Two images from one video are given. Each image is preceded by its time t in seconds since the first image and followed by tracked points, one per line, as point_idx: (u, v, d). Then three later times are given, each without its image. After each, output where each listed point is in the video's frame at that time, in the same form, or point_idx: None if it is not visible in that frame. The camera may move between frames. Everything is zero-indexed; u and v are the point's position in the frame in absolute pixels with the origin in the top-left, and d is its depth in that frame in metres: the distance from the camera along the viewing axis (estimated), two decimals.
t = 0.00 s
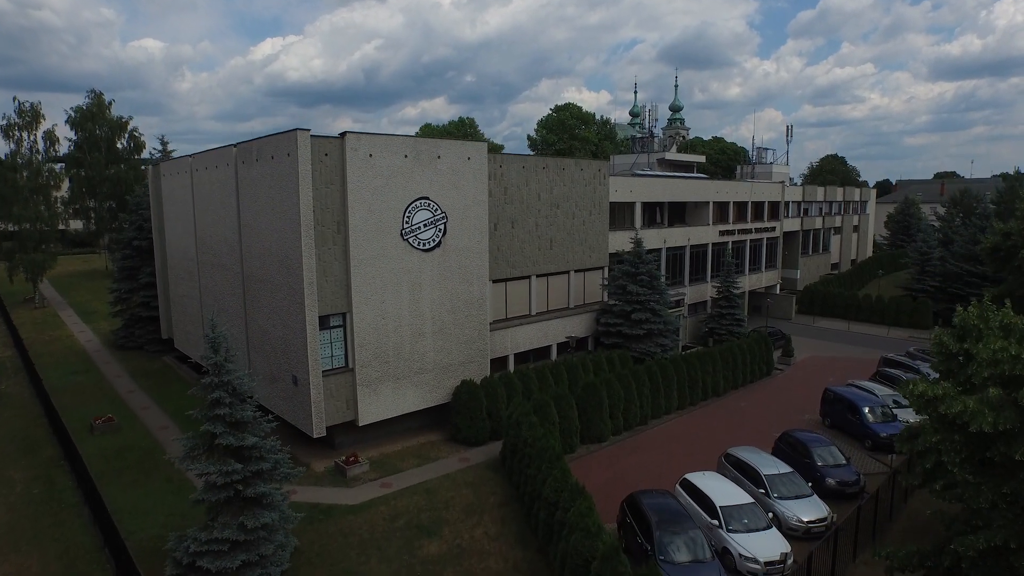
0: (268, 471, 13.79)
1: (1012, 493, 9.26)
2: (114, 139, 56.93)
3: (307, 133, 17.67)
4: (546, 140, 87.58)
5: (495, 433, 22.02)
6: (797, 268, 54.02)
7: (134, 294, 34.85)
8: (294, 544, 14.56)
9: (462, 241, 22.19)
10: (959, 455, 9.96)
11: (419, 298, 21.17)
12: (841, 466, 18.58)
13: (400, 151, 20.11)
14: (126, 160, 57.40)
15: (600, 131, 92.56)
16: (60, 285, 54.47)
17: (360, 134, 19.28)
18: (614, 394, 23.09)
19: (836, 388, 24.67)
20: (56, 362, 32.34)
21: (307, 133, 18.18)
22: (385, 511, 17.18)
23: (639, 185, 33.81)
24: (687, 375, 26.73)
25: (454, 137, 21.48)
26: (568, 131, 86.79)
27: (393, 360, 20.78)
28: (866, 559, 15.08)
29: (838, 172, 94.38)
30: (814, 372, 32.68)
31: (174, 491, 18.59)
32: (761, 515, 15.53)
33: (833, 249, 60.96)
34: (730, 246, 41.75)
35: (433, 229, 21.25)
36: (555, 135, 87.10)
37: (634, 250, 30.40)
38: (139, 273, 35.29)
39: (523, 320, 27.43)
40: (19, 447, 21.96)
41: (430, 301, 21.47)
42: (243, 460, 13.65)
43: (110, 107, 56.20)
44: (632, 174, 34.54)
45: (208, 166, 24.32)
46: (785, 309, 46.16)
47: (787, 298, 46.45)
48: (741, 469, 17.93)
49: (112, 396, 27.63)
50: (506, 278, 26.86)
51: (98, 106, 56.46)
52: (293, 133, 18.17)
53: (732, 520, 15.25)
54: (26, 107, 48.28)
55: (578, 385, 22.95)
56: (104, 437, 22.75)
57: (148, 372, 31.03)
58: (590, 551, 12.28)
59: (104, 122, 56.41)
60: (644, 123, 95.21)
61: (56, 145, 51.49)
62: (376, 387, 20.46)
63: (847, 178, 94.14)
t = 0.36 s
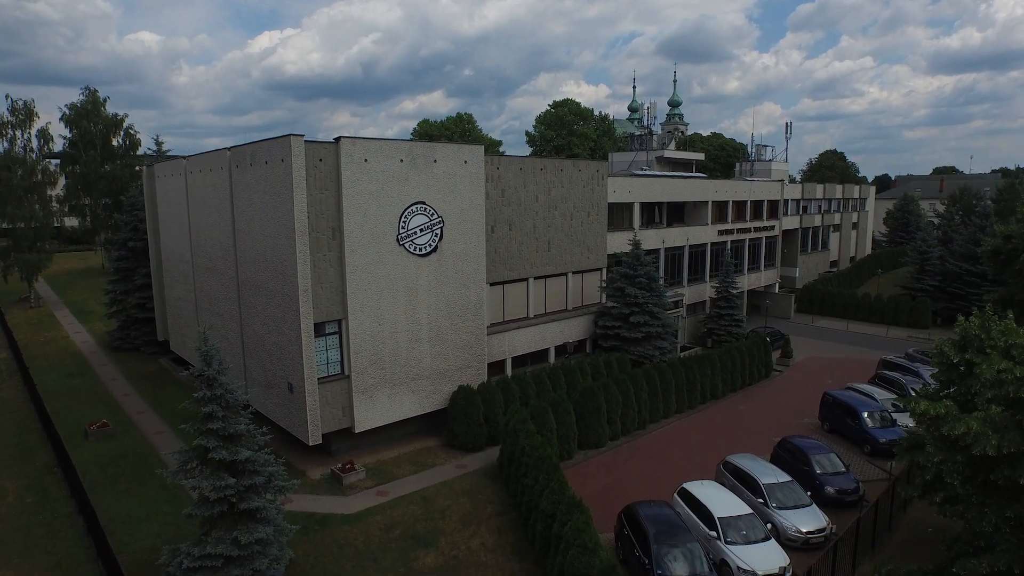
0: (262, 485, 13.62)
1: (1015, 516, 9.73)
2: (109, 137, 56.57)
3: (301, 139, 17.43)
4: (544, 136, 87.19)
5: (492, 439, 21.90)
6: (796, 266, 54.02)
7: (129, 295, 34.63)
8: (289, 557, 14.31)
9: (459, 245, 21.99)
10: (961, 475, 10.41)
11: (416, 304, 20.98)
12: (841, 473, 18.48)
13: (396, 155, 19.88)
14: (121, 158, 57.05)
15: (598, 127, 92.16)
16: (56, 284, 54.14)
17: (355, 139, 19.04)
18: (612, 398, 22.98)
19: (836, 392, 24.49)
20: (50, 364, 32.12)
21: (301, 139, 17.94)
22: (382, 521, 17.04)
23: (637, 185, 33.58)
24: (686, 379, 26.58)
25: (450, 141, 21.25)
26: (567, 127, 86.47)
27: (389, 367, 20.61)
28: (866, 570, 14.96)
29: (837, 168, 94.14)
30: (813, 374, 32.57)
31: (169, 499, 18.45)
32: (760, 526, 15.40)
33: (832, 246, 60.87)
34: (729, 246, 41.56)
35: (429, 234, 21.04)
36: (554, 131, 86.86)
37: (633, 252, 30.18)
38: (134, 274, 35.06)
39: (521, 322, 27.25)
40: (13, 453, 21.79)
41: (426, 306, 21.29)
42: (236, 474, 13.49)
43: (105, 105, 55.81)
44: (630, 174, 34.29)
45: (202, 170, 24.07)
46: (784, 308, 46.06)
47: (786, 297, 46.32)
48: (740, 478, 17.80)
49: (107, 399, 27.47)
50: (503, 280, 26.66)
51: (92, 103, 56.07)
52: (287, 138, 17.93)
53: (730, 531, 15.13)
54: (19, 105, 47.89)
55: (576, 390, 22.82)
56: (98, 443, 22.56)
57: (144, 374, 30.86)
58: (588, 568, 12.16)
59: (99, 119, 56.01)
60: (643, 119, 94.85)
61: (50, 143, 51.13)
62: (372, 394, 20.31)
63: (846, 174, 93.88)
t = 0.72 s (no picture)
0: (256, 501, 13.48)
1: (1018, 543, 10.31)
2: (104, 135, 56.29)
3: (295, 146, 17.22)
4: (543, 133, 86.93)
5: (490, 446, 21.80)
6: (795, 264, 53.94)
7: (125, 297, 34.43)
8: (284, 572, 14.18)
9: (456, 250, 21.80)
10: (964, 498, 11.20)
11: (412, 311, 20.81)
12: (840, 482, 18.38)
13: (392, 161, 19.66)
14: (117, 156, 56.82)
15: (597, 123, 91.86)
16: (52, 284, 53.94)
17: (350, 145, 18.82)
18: (610, 405, 22.87)
19: (835, 397, 24.37)
20: (45, 368, 31.96)
21: (295, 146, 17.72)
22: (378, 532, 16.92)
23: (636, 187, 33.38)
24: (684, 383, 26.45)
25: (447, 145, 21.03)
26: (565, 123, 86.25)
27: (386, 374, 20.45)
28: None
29: (836, 164, 93.86)
30: (812, 376, 32.44)
31: (165, 509, 18.33)
32: (759, 539, 15.28)
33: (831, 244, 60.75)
34: (728, 246, 41.39)
35: (426, 240, 20.85)
36: (552, 127, 86.65)
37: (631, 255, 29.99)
38: (129, 276, 34.84)
39: (518, 326, 27.10)
40: (7, 461, 21.64)
41: (423, 313, 21.12)
42: (231, 490, 13.34)
43: (100, 103, 55.49)
44: (629, 175, 34.09)
45: (196, 173, 23.83)
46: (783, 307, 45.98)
47: (785, 296, 46.20)
48: (739, 487, 17.69)
49: (102, 404, 27.30)
50: (501, 284, 26.49)
51: (87, 101, 55.76)
52: (281, 145, 17.71)
53: (729, 544, 15.02)
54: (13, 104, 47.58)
55: (574, 396, 22.68)
56: (94, 450, 22.41)
57: (140, 378, 30.70)
58: None
59: (94, 118, 55.72)
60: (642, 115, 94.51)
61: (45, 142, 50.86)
62: (368, 402, 20.15)
63: (846, 170, 93.59)
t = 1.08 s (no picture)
0: (251, 516, 13.35)
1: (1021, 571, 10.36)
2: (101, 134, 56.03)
3: (289, 154, 17.02)
4: (542, 130, 86.67)
5: (488, 452, 21.70)
6: (794, 263, 53.81)
7: (121, 299, 34.26)
8: None
9: (453, 256, 21.64)
10: (967, 522, 11.30)
11: (409, 318, 20.65)
12: (840, 491, 18.28)
13: (388, 167, 19.47)
14: (113, 154, 56.49)
15: (596, 120, 91.58)
16: (49, 283, 53.81)
17: (345, 152, 18.61)
18: (608, 411, 22.75)
19: (835, 402, 24.25)
20: (41, 371, 31.83)
21: (290, 152, 17.50)
22: (375, 543, 16.81)
23: (635, 188, 33.12)
24: (683, 388, 26.33)
25: (444, 150, 20.83)
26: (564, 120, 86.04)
27: (382, 382, 20.31)
28: None
29: (836, 161, 93.62)
30: (811, 378, 32.34)
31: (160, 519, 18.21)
32: (758, 551, 15.18)
33: (831, 242, 60.61)
34: (727, 246, 41.19)
35: (423, 246, 20.67)
36: (552, 123, 86.48)
37: (630, 257, 29.78)
38: (125, 277, 34.65)
39: (516, 330, 26.95)
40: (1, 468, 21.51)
41: (420, 319, 20.97)
42: (226, 505, 13.21)
43: (95, 101, 55.19)
44: (628, 176, 33.85)
45: (191, 177, 23.62)
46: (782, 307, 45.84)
47: (784, 296, 46.05)
48: (738, 496, 17.61)
49: (98, 408, 27.18)
50: (499, 288, 26.31)
51: (83, 99, 55.47)
52: (275, 151, 17.51)
53: (727, 557, 14.92)
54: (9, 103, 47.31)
55: (572, 402, 22.54)
56: (89, 457, 22.30)
57: (136, 381, 30.56)
58: None
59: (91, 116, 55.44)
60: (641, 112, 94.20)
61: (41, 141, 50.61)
62: (366, 410, 20.04)
63: (846, 167, 93.39)
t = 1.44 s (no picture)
0: (246, 534, 13.21)
1: None
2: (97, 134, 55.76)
3: (283, 164, 16.84)
4: (540, 128, 86.48)
5: (486, 461, 21.59)
6: (793, 263, 53.69)
7: (117, 303, 34.07)
8: None
9: (451, 264, 21.47)
10: (970, 548, 11.32)
11: (406, 326, 20.49)
12: (839, 502, 18.18)
13: (384, 175, 19.28)
14: (109, 154, 56.19)
15: (595, 118, 91.36)
16: (46, 284, 53.58)
17: (340, 160, 18.41)
18: (607, 418, 22.63)
19: (835, 409, 24.13)
20: (37, 376, 31.69)
21: (284, 162, 17.31)
22: (372, 556, 16.70)
23: (633, 191, 32.91)
24: (681, 394, 26.21)
25: (440, 157, 20.64)
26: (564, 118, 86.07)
27: (379, 392, 20.18)
28: None
29: (835, 159, 93.32)
30: (811, 382, 32.23)
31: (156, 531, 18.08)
32: (756, 565, 15.07)
33: (830, 242, 60.48)
34: (726, 247, 41.02)
35: (419, 254, 20.50)
36: (550, 122, 86.37)
37: (628, 262, 29.60)
38: (121, 281, 34.46)
39: (514, 336, 26.81)
40: None
41: (417, 327, 20.81)
42: (220, 523, 13.07)
43: (91, 101, 54.89)
44: (626, 179, 33.62)
45: (186, 183, 23.43)
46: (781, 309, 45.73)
47: (784, 297, 45.93)
48: (736, 507, 17.53)
49: (93, 415, 27.03)
50: (497, 294, 26.15)
51: (78, 100, 55.17)
52: (269, 161, 17.31)
53: (726, 571, 14.82)
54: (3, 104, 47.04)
55: (571, 410, 22.42)
56: (84, 466, 22.16)
57: (133, 386, 30.41)
58: None
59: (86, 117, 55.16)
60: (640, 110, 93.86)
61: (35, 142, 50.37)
62: (362, 419, 19.90)
63: (845, 165, 93.18)
